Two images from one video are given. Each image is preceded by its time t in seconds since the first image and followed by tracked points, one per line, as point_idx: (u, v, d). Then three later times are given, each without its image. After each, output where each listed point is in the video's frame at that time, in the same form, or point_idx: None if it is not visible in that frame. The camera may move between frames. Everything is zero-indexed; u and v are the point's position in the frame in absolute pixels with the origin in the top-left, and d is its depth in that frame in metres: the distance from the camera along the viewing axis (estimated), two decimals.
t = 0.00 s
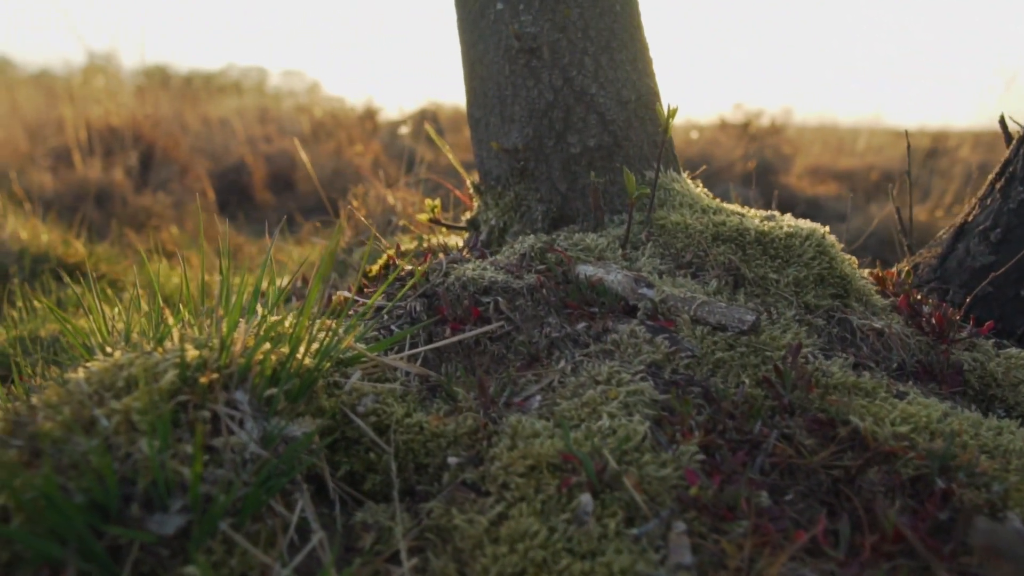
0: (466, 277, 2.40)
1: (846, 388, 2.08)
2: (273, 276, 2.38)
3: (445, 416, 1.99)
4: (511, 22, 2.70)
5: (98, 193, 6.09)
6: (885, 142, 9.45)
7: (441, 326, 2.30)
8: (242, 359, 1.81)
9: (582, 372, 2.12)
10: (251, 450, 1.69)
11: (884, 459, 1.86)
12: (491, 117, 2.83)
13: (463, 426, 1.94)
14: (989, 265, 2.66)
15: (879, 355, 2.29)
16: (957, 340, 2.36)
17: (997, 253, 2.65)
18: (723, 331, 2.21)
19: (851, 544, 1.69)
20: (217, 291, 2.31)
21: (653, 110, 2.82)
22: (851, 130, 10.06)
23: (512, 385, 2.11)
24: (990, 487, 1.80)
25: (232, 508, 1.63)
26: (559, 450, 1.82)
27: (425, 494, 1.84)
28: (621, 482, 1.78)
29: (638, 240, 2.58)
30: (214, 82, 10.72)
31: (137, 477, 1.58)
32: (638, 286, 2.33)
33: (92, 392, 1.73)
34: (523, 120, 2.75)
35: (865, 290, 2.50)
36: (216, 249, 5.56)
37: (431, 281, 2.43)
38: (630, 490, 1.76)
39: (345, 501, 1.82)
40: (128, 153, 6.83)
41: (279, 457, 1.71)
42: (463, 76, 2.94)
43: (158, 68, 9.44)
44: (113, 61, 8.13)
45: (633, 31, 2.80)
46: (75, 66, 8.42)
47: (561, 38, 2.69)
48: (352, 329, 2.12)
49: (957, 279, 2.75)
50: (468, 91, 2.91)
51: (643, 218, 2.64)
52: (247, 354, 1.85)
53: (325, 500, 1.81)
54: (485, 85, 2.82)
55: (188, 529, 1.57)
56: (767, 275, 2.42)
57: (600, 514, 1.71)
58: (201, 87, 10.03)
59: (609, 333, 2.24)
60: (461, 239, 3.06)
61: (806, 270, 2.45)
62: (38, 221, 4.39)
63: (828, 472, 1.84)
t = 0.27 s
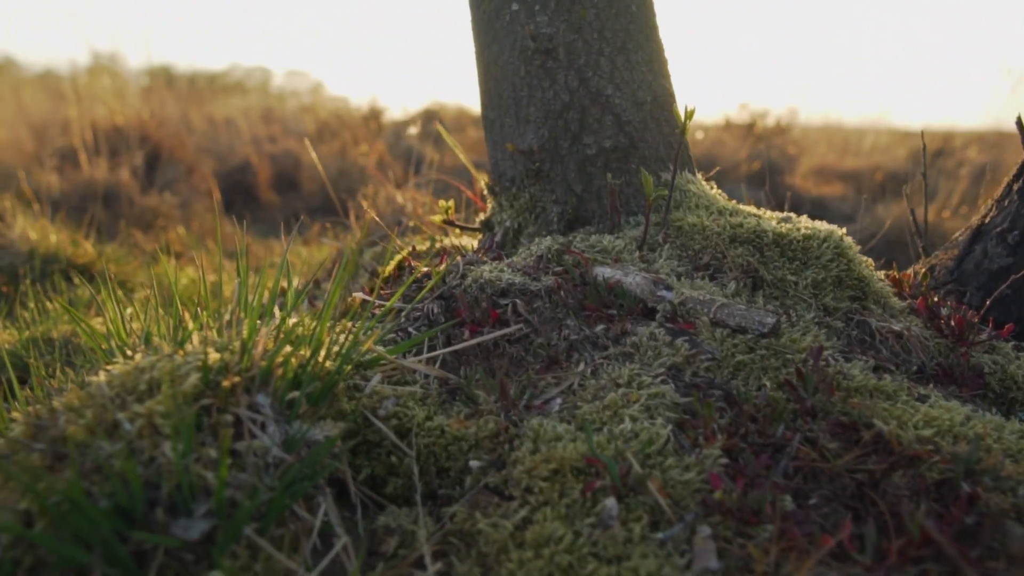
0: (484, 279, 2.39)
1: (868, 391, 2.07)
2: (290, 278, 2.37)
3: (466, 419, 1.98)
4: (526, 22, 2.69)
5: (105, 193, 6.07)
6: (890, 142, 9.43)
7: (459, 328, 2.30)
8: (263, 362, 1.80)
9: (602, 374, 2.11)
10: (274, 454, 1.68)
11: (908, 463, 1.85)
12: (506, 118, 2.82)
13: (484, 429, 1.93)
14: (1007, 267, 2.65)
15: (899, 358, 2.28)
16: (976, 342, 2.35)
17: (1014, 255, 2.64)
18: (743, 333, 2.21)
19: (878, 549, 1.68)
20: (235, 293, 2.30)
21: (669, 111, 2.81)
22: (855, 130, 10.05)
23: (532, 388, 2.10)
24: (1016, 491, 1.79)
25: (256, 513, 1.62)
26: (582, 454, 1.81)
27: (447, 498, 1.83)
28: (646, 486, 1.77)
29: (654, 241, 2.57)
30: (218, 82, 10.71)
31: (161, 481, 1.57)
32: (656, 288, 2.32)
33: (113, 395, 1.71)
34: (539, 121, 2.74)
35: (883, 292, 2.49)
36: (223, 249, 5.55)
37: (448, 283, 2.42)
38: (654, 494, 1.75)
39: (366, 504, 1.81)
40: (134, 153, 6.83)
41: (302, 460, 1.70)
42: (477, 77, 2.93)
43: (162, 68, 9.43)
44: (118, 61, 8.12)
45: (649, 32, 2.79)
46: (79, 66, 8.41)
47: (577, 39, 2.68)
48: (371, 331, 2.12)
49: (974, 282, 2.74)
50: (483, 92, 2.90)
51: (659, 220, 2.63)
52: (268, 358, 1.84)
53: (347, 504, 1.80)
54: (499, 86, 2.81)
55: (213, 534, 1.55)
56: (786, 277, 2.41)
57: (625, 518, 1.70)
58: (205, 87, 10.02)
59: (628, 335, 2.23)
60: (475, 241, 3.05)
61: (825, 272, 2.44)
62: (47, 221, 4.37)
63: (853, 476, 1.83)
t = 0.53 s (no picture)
0: (502, 282, 2.38)
1: (890, 395, 2.06)
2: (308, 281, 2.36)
3: (487, 422, 1.97)
4: (543, 24, 2.69)
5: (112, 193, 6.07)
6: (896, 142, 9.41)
7: (478, 331, 2.29)
8: (286, 366, 1.78)
9: (623, 377, 2.10)
10: (298, 458, 1.67)
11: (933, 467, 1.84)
12: (521, 120, 2.81)
13: (507, 433, 1.92)
14: None
15: (919, 361, 2.27)
16: (997, 345, 2.34)
17: None
18: (764, 336, 2.20)
19: (904, 554, 1.68)
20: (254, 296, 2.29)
21: (685, 113, 2.80)
22: (861, 130, 10.03)
23: (552, 391, 2.09)
24: None
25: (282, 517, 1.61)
26: (607, 458, 1.80)
27: (470, 502, 1.82)
28: (671, 490, 1.76)
29: (672, 243, 2.56)
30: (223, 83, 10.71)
31: (186, 486, 1.56)
32: (676, 291, 2.31)
33: (136, 399, 1.70)
34: (555, 123, 2.73)
35: (902, 295, 2.48)
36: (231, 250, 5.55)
37: (466, 285, 2.42)
38: (679, 498, 1.74)
39: (389, 508, 1.80)
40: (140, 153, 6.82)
41: (326, 464, 1.70)
42: (492, 78, 2.93)
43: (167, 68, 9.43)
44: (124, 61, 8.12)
45: (665, 34, 2.78)
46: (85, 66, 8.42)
47: (594, 40, 2.67)
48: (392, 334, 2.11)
49: (992, 284, 2.73)
50: (498, 93, 2.89)
51: (676, 222, 2.62)
52: (291, 361, 1.82)
53: (370, 508, 1.79)
54: (515, 87, 2.80)
55: (238, 539, 1.55)
56: (805, 280, 2.40)
57: (651, 523, 1.69)
58: (210, 87, 10.02)
59: (648, 338, 2.22)
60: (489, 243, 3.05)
61: (844, 275, 2.43)
62: (57, 222, 4.37)
63: (878, 480, 1.83)
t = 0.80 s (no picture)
0: (519, 283, 2.38)
1: (911, 398, 2.05)
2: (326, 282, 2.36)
3: (508, 425, 1.96)
4: (558, 24, 2.68)
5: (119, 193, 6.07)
6: (903, 142, 9.39)
7: (496, 333, 2.28)
8: (308, 368, 1.79)
9: (642, 380, 2.10)
10: (321, 462, 1.67)
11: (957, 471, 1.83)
12: (536, 121, 2.81)
13: (528, 435, 1.91)
14: None
15: (938, 363, 2.26)
16: (1016, 347, 2.33)
17: None
18: (783, 338, 2.19)
19: (930, 558, 1.67)
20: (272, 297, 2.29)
21: (700, 114, 2.79)
22: (867, 130, 10.01)
23: (571, 393, 2.09)
24: None
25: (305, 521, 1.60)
26: (630, 461, 1.79)
27: (492, 505, 1.81)
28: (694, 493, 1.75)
29: (689, 245, 2.55)
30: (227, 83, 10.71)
31: (210, 490, 1.55)
32: (694, 292, 2.31)
33: (158, 401, 1.69)
34: (570, 124, 2.73)
35: (920, 297, 2.47)
36: (238, 250, 5.54)
37: (483, 286, 2.41)
38: (703, 501, 1.73)
39: (410, 511, 1.79)
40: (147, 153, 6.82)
41: (348, 467, 1.69)
42: (507, 79, 2.92)
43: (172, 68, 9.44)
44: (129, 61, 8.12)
45: (680, 34, 2.77)
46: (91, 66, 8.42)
47: (610, 41, 2.67)
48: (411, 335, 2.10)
49: (1009, 286, 2.71)
50: (513, 93, 2.89)
51: (693, 223, 2.62)
52: (312, 363, 1.83)
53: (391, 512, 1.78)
54: (530, 88, 2.79)
55: (262, 543, 1.53)
56: (823, 281, 2.39)
57: (675, 526, 1.69)
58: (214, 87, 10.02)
59: (667, 340, 2.21)
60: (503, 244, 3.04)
61: (862, 276, 2.42)
62: (66, 222, 4.37)
63: (902, 483, 1.82)
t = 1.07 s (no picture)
0: (536, 283, 2.37)
1: (932, 399, 2.03)
2: (342, 283, 2.35)
3: (527, 426, 1.95)
4: (573, 23, 2.67)
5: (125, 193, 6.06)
6: (908, 142, 9.38)
7: (513, 333, 2.27)
8: (328, 369, 1.78)
9: (661, 380, 2.09)
10: (343, 463, 1.66)
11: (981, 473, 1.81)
12: (550, 120, 2.80)
13: (548, 436, 1.90)
14: None
15: (957, 363, 2.24)
16: None
17: None
18: (802, 339, 2.18)
19: (956, 560, 1.66)
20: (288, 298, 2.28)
21: (715, 114, 2.78)
22: (872, 130, 9.99)
23: (590, 394, 2.08)
24: None
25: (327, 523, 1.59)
26: (652, 462, 1.79)
27: (513, 506, 1.80)
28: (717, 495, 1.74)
29: (704, 245, 2.54)
30: (230, 82, 10.71)
31: (233, 491, 1.54)
32: (712, 292, 2.30)
33: (179, 402, 1.68)
34: (584, 123, 2.72)
35: (937, 297, 2.45)
36: (245, 250, 5.53)
37: (499, 286, 2.40)
38: (726, 503, 1.72)
39: (430, 512, 1.78)
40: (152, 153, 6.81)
41: (370, 468, 1.68)
42: (520, 78, 2.91)
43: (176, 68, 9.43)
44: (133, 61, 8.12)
45: (695, 34, 2.76)
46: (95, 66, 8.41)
47: (625, 40, 2.66)
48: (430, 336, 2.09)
49: None
50: (526, 93, 2.88)
51: (708, 223, 2.61)
52: (332, 364, 1.82)
53: (412, 514, 1.77)
54: (544, 87, 2.78)
55: (285, 545, 1.52)
56: (840, 282, 2.38)
57: (699, 527, 1.68)
58: (218, 87, 10.01)
59: (685, 340, 2.20)
60: (516, 245, 3.03)
61: (879, 276, 2.41)
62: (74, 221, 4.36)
63: (925, 485, 1.80)
